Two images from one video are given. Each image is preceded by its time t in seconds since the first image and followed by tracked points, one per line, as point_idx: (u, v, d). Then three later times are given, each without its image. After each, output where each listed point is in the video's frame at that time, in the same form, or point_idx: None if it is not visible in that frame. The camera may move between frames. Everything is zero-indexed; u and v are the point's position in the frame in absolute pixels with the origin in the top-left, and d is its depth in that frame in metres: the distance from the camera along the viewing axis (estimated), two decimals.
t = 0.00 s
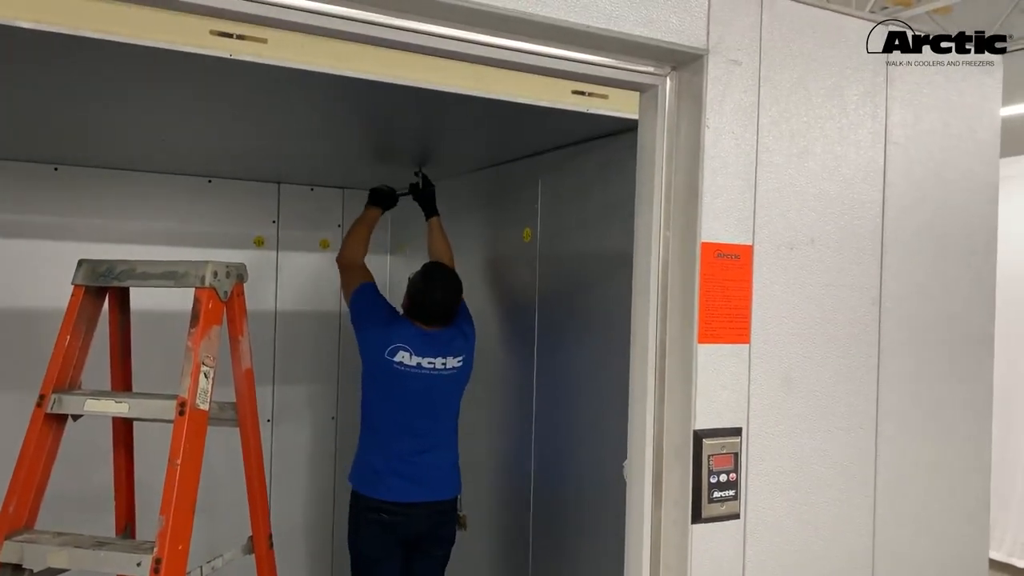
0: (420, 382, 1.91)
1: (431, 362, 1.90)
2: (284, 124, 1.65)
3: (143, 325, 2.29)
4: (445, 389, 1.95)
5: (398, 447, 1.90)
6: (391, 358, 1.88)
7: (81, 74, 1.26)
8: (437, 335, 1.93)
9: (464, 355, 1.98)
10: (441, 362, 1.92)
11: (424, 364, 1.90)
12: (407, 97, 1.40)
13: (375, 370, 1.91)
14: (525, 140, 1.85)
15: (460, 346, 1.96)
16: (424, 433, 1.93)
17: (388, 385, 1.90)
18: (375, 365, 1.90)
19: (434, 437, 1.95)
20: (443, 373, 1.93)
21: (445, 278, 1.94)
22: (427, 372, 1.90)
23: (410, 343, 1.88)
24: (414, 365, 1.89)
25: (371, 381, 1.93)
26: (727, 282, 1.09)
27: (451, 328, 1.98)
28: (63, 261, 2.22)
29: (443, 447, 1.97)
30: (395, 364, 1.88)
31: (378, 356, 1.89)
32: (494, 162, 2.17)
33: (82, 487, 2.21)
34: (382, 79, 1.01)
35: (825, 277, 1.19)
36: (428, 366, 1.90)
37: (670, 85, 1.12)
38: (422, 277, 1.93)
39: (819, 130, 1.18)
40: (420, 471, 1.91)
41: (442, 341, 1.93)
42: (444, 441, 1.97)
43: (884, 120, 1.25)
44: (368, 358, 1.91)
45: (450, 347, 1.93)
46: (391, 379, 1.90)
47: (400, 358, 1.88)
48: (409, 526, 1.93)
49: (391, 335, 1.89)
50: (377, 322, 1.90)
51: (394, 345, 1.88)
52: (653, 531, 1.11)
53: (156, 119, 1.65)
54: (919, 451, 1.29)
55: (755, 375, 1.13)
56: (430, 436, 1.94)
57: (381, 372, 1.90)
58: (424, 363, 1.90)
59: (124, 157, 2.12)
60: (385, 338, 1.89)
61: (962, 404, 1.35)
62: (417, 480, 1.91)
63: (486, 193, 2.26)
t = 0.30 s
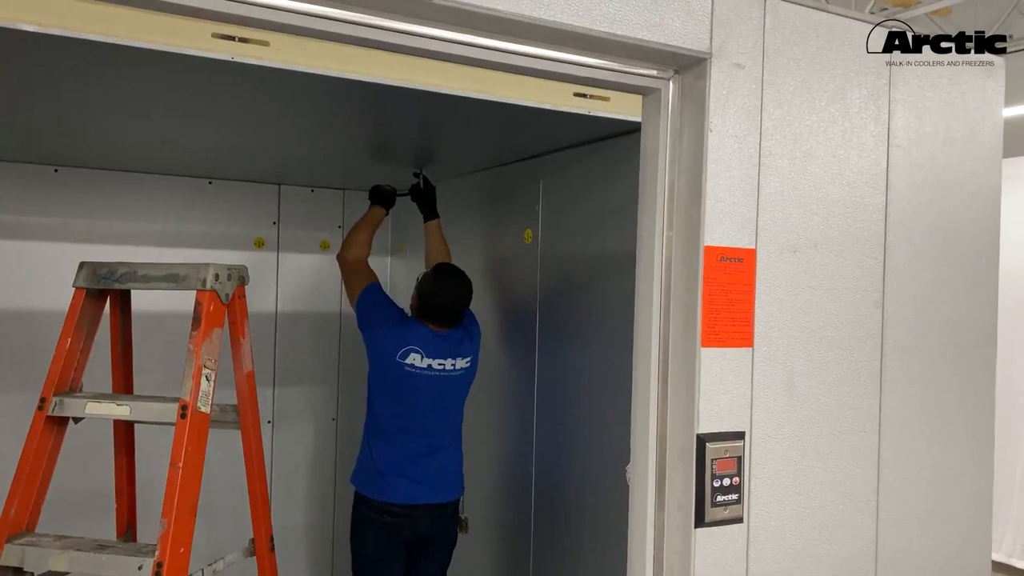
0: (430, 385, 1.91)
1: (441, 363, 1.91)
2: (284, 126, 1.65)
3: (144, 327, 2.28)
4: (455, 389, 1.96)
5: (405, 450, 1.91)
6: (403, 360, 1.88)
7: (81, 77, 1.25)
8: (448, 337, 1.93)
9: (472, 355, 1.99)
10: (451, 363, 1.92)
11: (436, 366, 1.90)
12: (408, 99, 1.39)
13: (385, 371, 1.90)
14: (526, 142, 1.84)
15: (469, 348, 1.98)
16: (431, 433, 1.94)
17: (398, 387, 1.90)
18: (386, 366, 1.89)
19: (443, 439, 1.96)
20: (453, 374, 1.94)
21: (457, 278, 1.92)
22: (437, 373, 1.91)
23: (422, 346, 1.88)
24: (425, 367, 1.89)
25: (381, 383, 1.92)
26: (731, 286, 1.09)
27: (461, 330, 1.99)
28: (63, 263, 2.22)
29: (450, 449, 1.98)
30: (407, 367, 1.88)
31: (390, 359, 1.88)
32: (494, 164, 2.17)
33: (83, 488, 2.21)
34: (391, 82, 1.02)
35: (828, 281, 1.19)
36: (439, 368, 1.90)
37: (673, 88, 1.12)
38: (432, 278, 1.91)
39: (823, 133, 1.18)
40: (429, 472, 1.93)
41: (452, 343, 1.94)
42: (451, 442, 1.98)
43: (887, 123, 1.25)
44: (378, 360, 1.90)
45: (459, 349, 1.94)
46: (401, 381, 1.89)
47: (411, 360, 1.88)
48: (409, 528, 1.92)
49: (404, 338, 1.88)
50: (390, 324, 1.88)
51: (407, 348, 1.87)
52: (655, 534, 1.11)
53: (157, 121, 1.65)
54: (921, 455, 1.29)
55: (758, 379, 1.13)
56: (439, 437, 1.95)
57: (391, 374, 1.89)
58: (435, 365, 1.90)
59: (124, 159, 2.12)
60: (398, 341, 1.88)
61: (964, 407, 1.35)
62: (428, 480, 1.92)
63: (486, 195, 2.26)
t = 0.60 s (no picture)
0: (449, 388, 1.94)
1: (460, 366, 1.94)
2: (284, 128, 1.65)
3: (144, 327, 2.28)
4: (466, 390, 2.00)
5: (422, 452, 1.92)
6: (428, 364, 1.89)
7: (82, 78, 1.25)
8: (466, 338, 1.96)
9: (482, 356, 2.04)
10: (468, 365, 1.96)
11: (456, 368, 1.94)
12: (409, 101, 1.39)
13: (405, 374, 1.90)
14: (526, 143, 1.84)
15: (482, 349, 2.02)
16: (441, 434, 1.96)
17: (418, 390, 1.91)
18: (408, 370, 1.90)
19: (455, 440, 2.00)
20: (467, 375, 1.98)
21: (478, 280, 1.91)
22: (456, 375, 1.94)
23: (447, 349, 1.91)
24: (447, 370, 1.92)
25: (398, 384, 1.92)
26: (734, 287, 1.09)
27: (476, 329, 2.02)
28: (63, 264, 2.22)
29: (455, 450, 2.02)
30: (430, 370, 1.90)
31: (413, 361, 1.89)
32: (494, 165, 2.17)
33: (84, 489, 2.21)
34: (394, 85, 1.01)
35: (831, 282, 1.18)
36: (460, 370, 1.94)
37: (676, 90, 1.12)
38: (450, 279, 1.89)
39: (825, 135, 1.18)
40: (442, 472, 1.96)
41: (470, 344, 1.97)
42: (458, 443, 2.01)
43: (890, 124, 1.25)
44: (401, 363, 1.90)
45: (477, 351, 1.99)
46: (422, 384, 1.91)
47: (435, 364, 1.90)
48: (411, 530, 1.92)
49: (431, 342, 1.89)
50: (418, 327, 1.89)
51: (433, 352, 1.89)
52: (658, 536, 1.12)
53: (158, 122, 1.65)
54: (924, 456, 1.29)
55: (761, 381, 1.12)
56: (450, 439, 1.98)
57: (413, 377, 1.90)
58: (455, 368, 1.94)
59: (124, 159, 2.12)
60: (424, 344, 1.89)
61: (967, 409, 1.35)
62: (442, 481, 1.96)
63: (487, 196, 2.26)
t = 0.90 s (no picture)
0: (454, 387, 1.94)
1: (466, 365, 1.95)
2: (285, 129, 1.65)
3: (145, 328, 2.28)
4: (472, 391, 2.00)
5: (432, 453, 1.93)
6: (435, 363, 1.90)
7: (82, 79, 1.25)
8: (470, 337, 1.97)
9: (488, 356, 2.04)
10: (473, 364, 1.96)
11: (462, 367, 1.94)
12: (410, 102, 1.39)
13: (411, 373, 1.91)
14: (526, 143, 1.84)
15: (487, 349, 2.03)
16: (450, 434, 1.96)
17: (425, 389, 1.91)
18: (415, 369, 1.90)
19: (462, 441, 2.00)
20: (473, 374, 1.98)
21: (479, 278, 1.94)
22: (462, 375, 1.95)
23: (452, 348, 1.91)
24: (453, 369, 1.92)
25: (403, 385, 1.93)
26: (738, 289, 1.09)
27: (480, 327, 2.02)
28: (64, 264, 2.21)
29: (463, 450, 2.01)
30: (436, 369, 1.90)
31: (420, 360, 1.90)
32: (494, 166, 2.17)
33: (85, 490, 2.21)
34: (398, 86, 1.03)
35: (834, 284, 1.18)
36: (466, 369, 1.95)
37: (679, 91, 1.12)
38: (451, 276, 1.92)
39: (828, 136, 1.18)
40: (450, 472, 1.95)
41: (473, 343, 1.98)
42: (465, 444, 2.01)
43: (892, 126, 1.25)
44: (409, 363, 1.90)
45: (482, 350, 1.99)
46: (429, 383, 1.91)
47: (441, 362, 1.90)
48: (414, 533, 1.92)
49: (436, 340, 1.90)
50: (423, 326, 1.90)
51: (438, 351, 1.90)
52: (662, 537, 1.12)
53: (159, 123, 1.65)
54: (926, 457, 1.29)
55: (763, 383, 1.12)
56: (456, 438, 1.97)
57: (419, 377, 1.91)
58: (461, 366, 1.94)
59: (125, 160, 2.11)
60: (430, 343, 1.90)
61: (969, 412, 1.35)
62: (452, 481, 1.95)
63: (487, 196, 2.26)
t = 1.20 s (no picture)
0: (447, 386, 1.93)
1: (458, 363, 1.94)
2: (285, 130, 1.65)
3: (146, 329, 2.29)
4: (468, 389, 1.99)
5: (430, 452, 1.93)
6: (423, 362, 1.90)
7: (84, 80, 1.25)
8: (461, 335, 1.96)
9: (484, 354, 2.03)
10: (466, 363, 1.95)
11: (453, 366, 1.93)
12: (411, 103, 1.40)
13: (402, 372, 1.92)
14: (526, 144, 1.84)
15: (482, 346, 2.02)
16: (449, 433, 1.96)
17: (417, 389, 1.91)
18: (405, 369, 1.91)
19: (460, 440, 1.99)
20: (467, 373, 1.97)
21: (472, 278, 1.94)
22: (454, 373, 1.94)
23: (441, 346, 1.91)
24: (444, 368, 1.92)
25: (399, 386, 1.94)
26: (739, 290, 1.09)
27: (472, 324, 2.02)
28: (66, 265, 2.22)
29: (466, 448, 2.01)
30: (427, 368, 1.91)
31: (409, 360, 1.90)
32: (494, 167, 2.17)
33: (86, 491, 2.21)
34: (398, 87, 1.03)
35: (835, 284, 1.19)
36: (458, 368, 1.94)
37: (680, 92, 1.13)
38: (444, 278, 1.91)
39: (829, 137, 1.18)
40: (450, 470, 1.95)
41: (466, 341, 1.97)
42: (464, 443, 1.99)
43: (893, 127, 1.25)
44: (399, 363, 1.91)
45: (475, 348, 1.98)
46: (421, 383, 1.91)
47: (431, 361, 1.91)
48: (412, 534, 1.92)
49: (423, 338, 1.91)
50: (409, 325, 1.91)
51: (427, 349, 1.90)
52: (663, 538, 1.12)
53: (160, 124, 1.65)
54: (926, 457, 1.29)
55: (765, 384, 1.12)
56: (454, 437, 1.97)
57: (410, 377, 1.91)
58: (453, 365, 1.94)
59: (126, 161, 2.12)
60: (418, 342, 1.90)
61: (970, 413, 1.35)
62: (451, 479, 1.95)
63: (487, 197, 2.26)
